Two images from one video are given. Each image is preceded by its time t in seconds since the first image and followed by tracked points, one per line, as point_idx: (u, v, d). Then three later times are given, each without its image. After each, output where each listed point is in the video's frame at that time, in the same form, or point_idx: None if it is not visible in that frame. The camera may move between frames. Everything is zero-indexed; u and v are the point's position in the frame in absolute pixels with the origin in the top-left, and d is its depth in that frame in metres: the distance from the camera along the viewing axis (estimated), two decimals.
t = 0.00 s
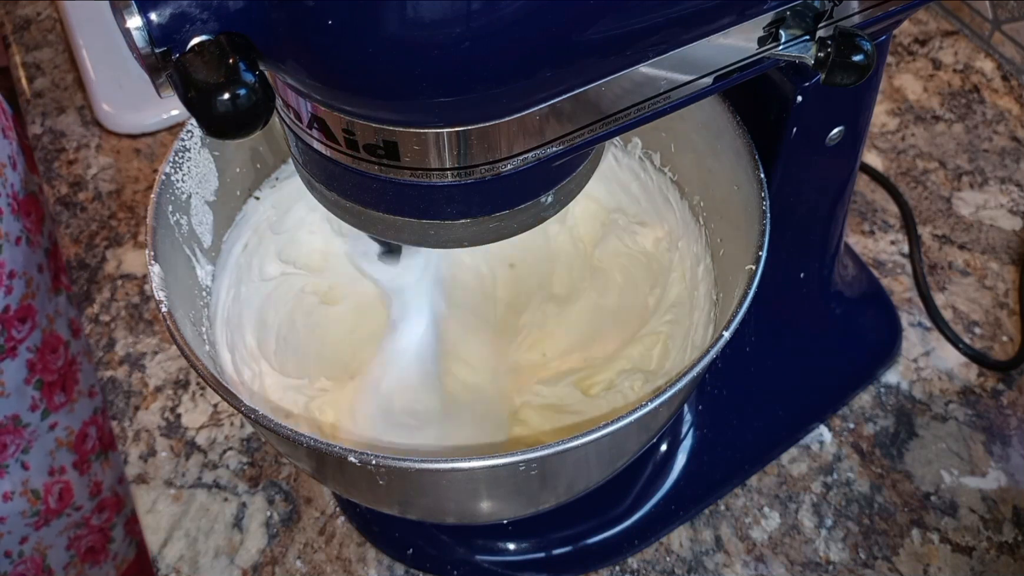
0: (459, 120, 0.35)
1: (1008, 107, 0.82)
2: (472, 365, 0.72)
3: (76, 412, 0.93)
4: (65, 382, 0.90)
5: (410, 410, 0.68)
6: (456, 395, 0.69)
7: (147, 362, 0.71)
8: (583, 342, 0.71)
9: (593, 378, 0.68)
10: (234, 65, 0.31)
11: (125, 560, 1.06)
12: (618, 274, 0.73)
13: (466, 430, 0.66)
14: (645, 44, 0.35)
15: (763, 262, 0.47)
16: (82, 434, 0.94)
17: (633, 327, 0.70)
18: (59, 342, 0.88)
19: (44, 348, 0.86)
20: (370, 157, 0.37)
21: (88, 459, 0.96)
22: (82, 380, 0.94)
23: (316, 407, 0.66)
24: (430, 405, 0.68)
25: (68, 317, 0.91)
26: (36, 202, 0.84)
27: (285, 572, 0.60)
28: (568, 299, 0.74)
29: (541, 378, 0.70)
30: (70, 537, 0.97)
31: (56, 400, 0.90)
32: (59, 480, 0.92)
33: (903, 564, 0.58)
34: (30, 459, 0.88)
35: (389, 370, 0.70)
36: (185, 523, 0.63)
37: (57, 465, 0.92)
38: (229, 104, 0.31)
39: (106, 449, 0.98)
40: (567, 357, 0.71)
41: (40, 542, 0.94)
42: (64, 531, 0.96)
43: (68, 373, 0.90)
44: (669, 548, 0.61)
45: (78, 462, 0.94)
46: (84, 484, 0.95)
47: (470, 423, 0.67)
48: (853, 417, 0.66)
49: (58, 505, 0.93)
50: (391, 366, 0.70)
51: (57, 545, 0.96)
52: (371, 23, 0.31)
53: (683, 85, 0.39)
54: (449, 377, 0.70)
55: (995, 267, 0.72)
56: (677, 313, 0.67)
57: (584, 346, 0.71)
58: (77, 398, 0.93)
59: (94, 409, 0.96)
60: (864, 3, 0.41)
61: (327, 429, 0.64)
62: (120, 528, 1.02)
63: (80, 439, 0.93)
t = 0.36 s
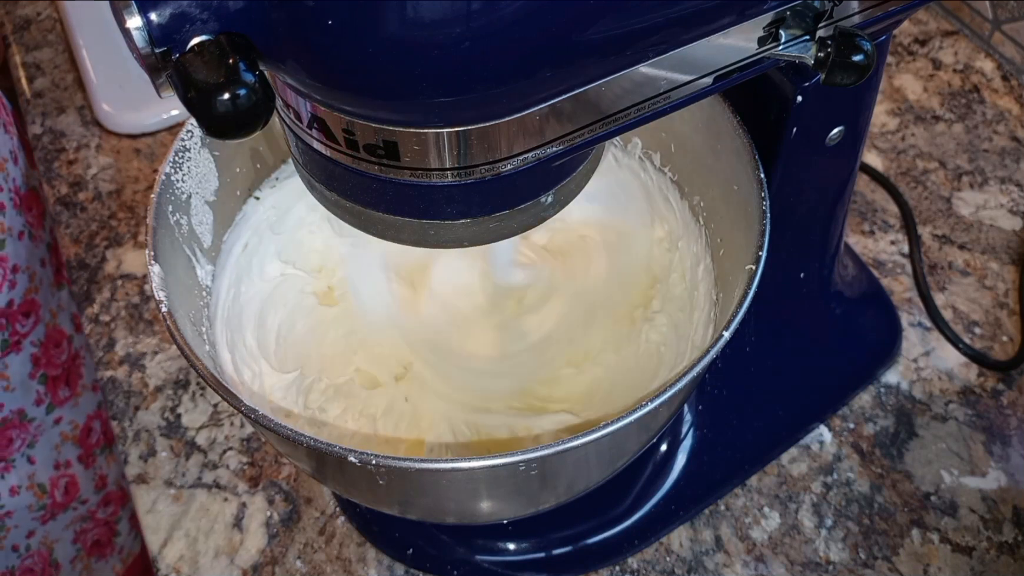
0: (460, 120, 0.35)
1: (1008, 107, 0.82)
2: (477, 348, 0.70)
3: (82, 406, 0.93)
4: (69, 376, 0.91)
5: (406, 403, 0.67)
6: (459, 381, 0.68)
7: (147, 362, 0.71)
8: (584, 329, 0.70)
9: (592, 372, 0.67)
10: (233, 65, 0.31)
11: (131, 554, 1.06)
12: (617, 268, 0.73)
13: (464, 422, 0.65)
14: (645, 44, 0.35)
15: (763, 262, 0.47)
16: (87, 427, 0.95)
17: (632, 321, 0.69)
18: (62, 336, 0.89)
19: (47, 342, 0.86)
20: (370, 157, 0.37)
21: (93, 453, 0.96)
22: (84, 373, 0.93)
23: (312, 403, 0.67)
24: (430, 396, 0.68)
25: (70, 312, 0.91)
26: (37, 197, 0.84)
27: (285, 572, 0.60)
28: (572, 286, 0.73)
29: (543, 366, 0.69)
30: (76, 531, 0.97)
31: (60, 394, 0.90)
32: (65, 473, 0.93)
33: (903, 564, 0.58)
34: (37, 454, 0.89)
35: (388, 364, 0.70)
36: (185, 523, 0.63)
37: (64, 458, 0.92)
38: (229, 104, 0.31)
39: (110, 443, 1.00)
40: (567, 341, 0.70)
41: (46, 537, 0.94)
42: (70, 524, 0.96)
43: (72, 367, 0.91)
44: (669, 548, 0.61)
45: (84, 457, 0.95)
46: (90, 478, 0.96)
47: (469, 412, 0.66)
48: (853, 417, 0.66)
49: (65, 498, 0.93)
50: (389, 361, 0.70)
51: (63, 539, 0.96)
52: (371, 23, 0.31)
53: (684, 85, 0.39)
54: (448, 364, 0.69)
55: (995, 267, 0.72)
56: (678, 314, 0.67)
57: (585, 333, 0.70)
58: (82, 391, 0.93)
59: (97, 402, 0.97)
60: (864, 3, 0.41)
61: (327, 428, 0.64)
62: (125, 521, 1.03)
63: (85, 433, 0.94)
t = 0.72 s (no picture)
0: (460, 120, 0.35)
1: (1008, 107, 0.82)
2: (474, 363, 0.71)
3: (75, 402, 0.94)
4: (61, 372, 0.92)
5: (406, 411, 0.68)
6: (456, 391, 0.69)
7: (147, 362, 0.71)
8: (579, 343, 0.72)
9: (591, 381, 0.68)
10: (233, 65, 0.31)
11: (126, 551, 1.01)
12: (616, 275, 0.73)
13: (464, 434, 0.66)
14: (645, 44, 0.35)
15: (763, 262, 0.47)
16: (80, 424, 0.94)
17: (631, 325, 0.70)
18: (54, 333, 0.90)
19: (38, 339, 0.88)
20: (370, 157, 0.37)
21: (87, 449, 0.96)
22: (77, 370, 0.95)
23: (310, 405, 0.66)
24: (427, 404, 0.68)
25: (62, 308, 0.93)
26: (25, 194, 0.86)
27: (285, 572, 0.60)
28: (566, 302, 0.74)
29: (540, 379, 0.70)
30: (70, 527, 0.95)
31: (53, 390, 0.91)
32: (58, 470, 0.92)
33: (903, 564, 0.58)
34: (30, 451, 0.88)
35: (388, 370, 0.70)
36: (185, 523, 0.63)
37: (57, 455, 0.92)
38: (229, 104, 0.31)
39: (105, 439, 0.99)
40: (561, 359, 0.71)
41: (40, 533, 0.93)
42: (65, 521, 0.94)
43: (63, 364, 0.92)
44: (669, 548, 0.61)
45: (77, 453, 0.94)
46: (83, 474, 0.95)
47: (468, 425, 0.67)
48: (853, 417, 0.66)
49: (58, 495, 0.92)
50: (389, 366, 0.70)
51: (58, 535, 0.94)
52: (371, 23, 0.31)
53: (684, 85, 0.39)
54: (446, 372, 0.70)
55: (995, 267, 0.72)
56: (677, 314, 0.66)
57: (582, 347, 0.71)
58: (75, 387, 0.94)
59: (92, 399, 0.97)
60: (864, 3, 0.41)
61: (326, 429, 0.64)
62: (121, 517, 0.99)
63: (78, 430, 0.94)
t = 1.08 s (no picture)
0: (460, 120, 0.35)
1: (1008, 107, 0.82)
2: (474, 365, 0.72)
3: (34, 440, 0.90)
4: (20, 411, 0.87)
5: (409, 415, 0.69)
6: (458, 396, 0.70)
7: (147, 362, 0.71)
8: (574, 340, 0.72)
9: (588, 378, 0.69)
10: (234, 65, 0.31)
11: None
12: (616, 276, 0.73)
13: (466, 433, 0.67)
14: (645, 44, 0.35)
15: (763, 262, 0.47)
16: (40, 461, 0.91)
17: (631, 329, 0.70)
18: (14, 371, 0.85)
19: None
20: (370, 157, 0.37)
21: (47, 485, 0.93)
22: (39, 406, 0.90)
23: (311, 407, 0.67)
24: (429, 406, 0.69)
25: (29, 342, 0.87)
26: None
27: (284, 572, 0.60)
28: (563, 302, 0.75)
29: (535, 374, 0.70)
30: (25, 562, 0.96)
31: (10, 429, 0.86)
32: (14, 509, 0.90)
33: (903, 564, 0.58)
34: None
35: (389, 373, 0.71)
36: (185, 523, 0.63)
37: (15, 494, 0.89)
38: (229, 104, 0.31)
39: (67, 473, 0.96)
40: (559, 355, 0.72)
41: None
42: (19, 557, 0.94)
43: (23, 401, 0.87)
44: (669, 548, 0.61)
45: (37, 490, 0.92)
46: (40, 511, 0.93)
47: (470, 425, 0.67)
48: (853, 417, 0.66)
49: (13, 533, 0.91)
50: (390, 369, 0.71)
51: (12, 569, 0.95)
52: (371, 23, 0.31)
53: (683, 85, 0.39)
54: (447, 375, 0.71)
55: (995, 267, 0.72)
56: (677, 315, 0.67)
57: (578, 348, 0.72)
58: (34, 425, 0.89)
59: (54, 434, 0.93)
60: (864, 3, 0.41)
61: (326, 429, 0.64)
62: (79, 549, 1.02)
63: (37, 467, 0.91)
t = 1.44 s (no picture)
0: (460, 120, 0.35)
1: (1008, 107, 0.82)
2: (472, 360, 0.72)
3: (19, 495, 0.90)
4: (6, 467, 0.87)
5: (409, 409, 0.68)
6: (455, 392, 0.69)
7: (147, 362, 0.71)
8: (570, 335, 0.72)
9: (586, 377, 0.68)
10: (234, 65, 0.31)
11: None
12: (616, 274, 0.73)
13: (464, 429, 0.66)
14: (645, 44, 0.35)
15: (763, 262, 0.47)
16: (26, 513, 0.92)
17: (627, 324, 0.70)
18: None
19: None
20: (370, 157, 0.37)
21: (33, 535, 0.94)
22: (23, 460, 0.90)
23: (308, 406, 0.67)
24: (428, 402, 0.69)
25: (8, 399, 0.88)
26: None
27: (284, 572, 0.60)
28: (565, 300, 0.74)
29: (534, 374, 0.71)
30: None
31: None
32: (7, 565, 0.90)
33: (903, 564, 0.58)
34: None
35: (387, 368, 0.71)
36: (185, 523, 0.63)
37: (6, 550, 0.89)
38: (229, 104, 0.31)
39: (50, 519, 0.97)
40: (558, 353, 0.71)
41: None
42: None
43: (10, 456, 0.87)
44: (669, 548, 0.61)
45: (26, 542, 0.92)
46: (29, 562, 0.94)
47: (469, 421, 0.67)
48: (853, 417, 0.66)
49: None
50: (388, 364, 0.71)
51: None
52: (371, 23, 0.31)
53: (684, 85, 0.39)
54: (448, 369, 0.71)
55: (995, 267, 0.72)
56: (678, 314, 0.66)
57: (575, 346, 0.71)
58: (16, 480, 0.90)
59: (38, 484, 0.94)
60: (864, 3, 0.41)
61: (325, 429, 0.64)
62: None
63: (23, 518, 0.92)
